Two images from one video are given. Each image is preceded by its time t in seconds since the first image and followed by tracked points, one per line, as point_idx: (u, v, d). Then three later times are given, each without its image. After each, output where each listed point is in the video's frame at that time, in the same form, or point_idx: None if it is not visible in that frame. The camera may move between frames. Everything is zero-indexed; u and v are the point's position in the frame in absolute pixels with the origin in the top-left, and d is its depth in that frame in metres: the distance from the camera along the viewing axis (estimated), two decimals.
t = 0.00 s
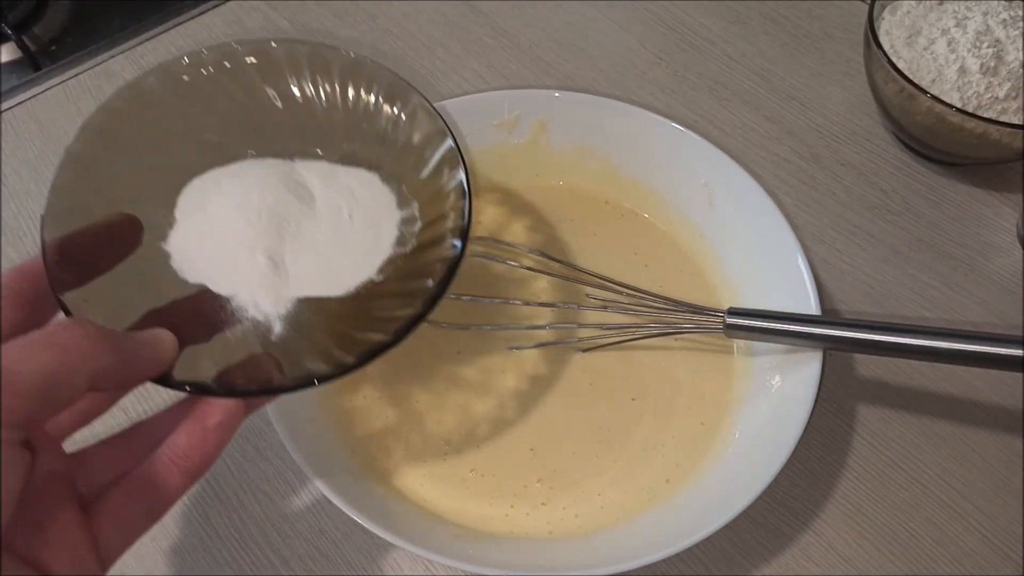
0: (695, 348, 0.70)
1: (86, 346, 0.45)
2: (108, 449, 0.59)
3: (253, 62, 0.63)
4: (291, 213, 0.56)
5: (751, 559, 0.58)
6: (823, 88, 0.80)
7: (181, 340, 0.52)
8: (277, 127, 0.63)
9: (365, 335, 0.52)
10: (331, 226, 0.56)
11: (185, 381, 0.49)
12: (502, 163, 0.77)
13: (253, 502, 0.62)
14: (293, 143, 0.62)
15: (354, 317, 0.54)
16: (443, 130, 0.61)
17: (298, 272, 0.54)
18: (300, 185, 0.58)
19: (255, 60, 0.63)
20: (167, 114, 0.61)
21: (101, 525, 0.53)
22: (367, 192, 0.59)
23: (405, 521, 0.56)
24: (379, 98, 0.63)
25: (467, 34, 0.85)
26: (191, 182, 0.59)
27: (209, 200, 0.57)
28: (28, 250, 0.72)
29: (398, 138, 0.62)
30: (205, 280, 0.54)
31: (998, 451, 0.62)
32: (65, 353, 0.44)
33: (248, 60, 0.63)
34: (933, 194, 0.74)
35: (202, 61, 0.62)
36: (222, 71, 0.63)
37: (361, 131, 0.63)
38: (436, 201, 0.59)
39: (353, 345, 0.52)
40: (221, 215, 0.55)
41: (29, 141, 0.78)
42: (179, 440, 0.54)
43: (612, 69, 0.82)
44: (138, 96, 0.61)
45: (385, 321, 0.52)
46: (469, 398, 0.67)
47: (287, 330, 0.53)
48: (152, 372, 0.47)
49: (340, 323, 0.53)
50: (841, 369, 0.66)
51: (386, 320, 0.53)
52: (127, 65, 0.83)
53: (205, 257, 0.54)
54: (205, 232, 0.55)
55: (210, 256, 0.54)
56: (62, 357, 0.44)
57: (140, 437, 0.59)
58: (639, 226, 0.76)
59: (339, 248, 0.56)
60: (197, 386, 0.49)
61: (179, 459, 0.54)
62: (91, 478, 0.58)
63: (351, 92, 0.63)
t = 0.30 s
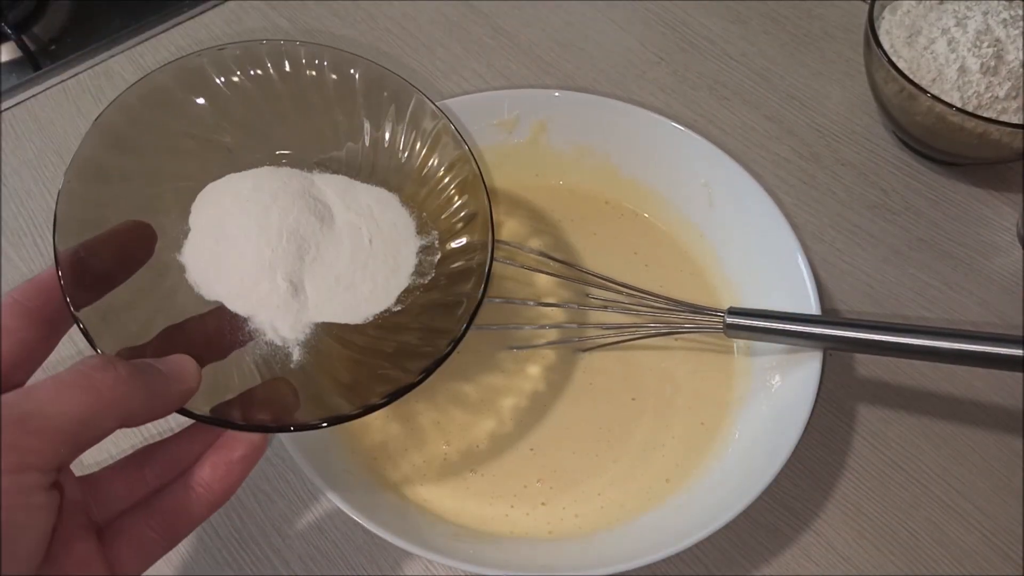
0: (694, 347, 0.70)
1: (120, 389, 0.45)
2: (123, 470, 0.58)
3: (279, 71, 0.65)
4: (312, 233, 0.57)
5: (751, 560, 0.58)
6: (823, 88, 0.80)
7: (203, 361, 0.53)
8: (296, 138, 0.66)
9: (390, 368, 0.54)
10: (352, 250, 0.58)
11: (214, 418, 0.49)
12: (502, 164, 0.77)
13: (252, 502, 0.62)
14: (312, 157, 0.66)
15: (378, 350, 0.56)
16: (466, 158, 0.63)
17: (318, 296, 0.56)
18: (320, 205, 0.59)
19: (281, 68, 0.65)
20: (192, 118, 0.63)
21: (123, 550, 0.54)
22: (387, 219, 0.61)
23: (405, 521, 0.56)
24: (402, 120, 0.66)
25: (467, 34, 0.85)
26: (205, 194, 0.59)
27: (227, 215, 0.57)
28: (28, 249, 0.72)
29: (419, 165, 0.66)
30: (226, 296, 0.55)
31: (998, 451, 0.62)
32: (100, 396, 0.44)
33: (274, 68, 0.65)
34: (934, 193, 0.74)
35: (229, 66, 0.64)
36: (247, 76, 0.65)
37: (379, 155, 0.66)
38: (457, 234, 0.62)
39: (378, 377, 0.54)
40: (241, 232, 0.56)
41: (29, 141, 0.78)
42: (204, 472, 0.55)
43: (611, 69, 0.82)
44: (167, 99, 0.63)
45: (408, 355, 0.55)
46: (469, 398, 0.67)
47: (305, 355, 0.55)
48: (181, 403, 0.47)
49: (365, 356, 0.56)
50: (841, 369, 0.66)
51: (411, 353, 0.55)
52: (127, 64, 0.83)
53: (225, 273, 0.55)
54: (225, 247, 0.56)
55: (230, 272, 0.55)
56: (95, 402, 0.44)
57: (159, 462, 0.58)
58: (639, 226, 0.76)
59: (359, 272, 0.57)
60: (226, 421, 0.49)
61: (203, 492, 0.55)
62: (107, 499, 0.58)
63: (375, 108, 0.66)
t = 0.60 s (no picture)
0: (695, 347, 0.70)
1: (121, 373, 0.45)
2: (126, 455, 0.57)
3: (297, 49, 0.64)
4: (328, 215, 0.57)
5: (750, 560, 0.58)
6: (823, 88, 0.80)
7: (214, 348, 0.53)
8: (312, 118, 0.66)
9: (403, 358, 0.54)
10: (368, 234, 0.57)
11: (220, 407, 0.48)
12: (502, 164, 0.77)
13: (252, 502, 0.62)
14: (328, 138, 0.65)
15: (389, 340, 0.56)
16: (489, 145, 0.63)
17: (331, 280, 0.56)
18: (337, 187, 0.59)
19: (300, 46, 0.64)
20: (207, 92, 0.62)
21: (124, 538, 0.54)
22: (403, 203, 0.60)
23: (404, 521, 0.56)
24: (423, 103, 0.65)
25: (467, 34, 0.85)
26: (218, 173, 0.59)
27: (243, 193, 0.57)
28: (28, 249, 0.72)
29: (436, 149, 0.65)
30: (236, 274, 0.55)
31: (999, 451, 0.62)
32: (101, 381, 0.44)
33: (291, 45, 0.64)
34: (934, 193, 0.74)
35: (245, 42, 0.63)
36: (264, 53, 0.64)
37: (396, 136, 0.66)
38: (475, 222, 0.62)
39: (391, 368, 0.54)
40: (256, 211, 0.56)
41: (29, 141, 0.78)
42: (210, 461, 0.55)
43: (612, 70, 0.82)
44: (180, 69, 0.61)
45: (422, 345, 0.55)
46: (468, 398, 0.67)
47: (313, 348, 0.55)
48: (189, 388, 0.47)
49: (377, 345, 0.55)
50: (841, 369, 0.66)
51: (425, 343, 0.55)
52: (127, 64, 0.83)
53: (240, 254, 0.55)
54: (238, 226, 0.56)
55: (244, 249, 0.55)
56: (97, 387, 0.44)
57: (163, 447, 0.57)
58: (639, 226, 0.76)
59: (374, 257, 0.57)
60: (232, 412, 0.48)
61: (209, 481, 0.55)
62: (108, 486, 0.57)
63: (394, 87, 0.65)
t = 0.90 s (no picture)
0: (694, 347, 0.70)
1: (142, 369, 0.44)
2: (142, 455, 0.57)
3: (318, 71, 0.64)
4: (340, 230, 0.57)
5: (750, 559, 0.58)
6: (823, 88, 0.80)
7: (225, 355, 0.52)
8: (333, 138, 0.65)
9: (411, 372, 0.53)
10: (380, 249, 0.57)
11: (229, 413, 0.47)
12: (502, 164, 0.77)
13: (253, 502, 0.62)
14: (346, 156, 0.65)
15: (398, 351, 0.55)
16: (501, 161, 0.61)
17: (343, 292, 0.55)
18: (350, 203, 0.59)
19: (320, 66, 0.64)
20: (227, 110, 0.62)
21: (132, 537, 0.54)
22: (417, 219, 0.60)
23: (404, 521, 0.56)
24: (438, 122, 0.65)
25: (467, 34, 0.85)
26: (238, 185, 0.59)
27: (256, 208, 0.56)
28: (28, 249, 0.72)
29: (449, 166, 0.64)
30: (248, 288, 0.55)
31: (999, 452, 0.62)
32: (124, 376, 0.44)
33: (311, 64, 0.64)
34: (933, 193, 0.74)
35: (267, 64, 0.63)
36: (286, 74, 0.64)
37: (413, 154, 0.65)
38: (485, 237, 0.61)
39: (399, 382, 0.52)
40: (270, 225, 0.56)
41: (29, 141, 0.78)
42: (219, 468, 0.54)
43: (612, 70, 0.82)
44: (205, 90, 0.61)
45: (431, 360, 0.53)
46: (468, 398, 0.67)
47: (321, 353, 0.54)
48: (200, 394, 0.46)
49: (386, 356, 0.55)
50: (841, 369, 0.66)
51: (433, 358, 0.54)
52: (127, 64, 0.83)
53: (253, 264, 0.54)
54: (250, 239, 0.55)
55: (256, 265, 0.54)
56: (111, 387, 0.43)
57: (172, 450, 0.57)
58: (639, 226, 0.76)
59: (385, 272, 0.56)
60: (243, 417, 0.47)
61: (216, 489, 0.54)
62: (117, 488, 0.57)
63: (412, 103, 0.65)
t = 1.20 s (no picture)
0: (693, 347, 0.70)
1: (156, 342, 0.43)
2: (133, 433, 0.57)
3: (341, 70, 0.64)
4: (347, 235, 0.56)
5: (750, 559, 0.58)
6: (823, 88, 0.80)
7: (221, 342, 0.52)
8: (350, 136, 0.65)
9: (403, 382, 0.53)
10: (384, 258, 0.56)
11: (219, 403, 0.48)
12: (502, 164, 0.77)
13: (253, 502, 0.62)
14: (357, 155, 0.64)
15: (391, 359, 0.55)
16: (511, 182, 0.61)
17: (341, 295, 0.55)
18: (358, 206, 0.58)
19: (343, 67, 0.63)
20: (246, 102, 0.62)
21: (111, 520, 0.54)
22: (422, 229, 0.59)
23: (405, 521, 0.56)
24: (451, 129, 0.64)
25: (467, 34, 0.85)
26: (251, 177, 0.58)
27: (264, 204, 0.56)
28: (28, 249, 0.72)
29: (463, 170, 0.64)
30: (249, 280, 0.54)
31: (999, 452, 0.62)
32: (139, 348, 0.43)
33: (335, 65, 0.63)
34: (934, 194, 0.74)
35: (292, 60, 0.63)
36: (310, 71, 0.63)
37: (426, 153, 0.65)
38: (489, 254, 0.60)
39: (390, 388, 0.52)
40: (275, 224, 0.55)
41: (28, 142, 0.78)
42: (200, 460, 0.54)
43: (612, 71, 0.82)
44: (227, 81, 0.61)
45: (423, 372, 0.54)
46: (469, 399, 0.67)
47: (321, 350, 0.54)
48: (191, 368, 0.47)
49: (379, 362, 0.55)
50: (841, 370, 0.66)
51: (425, 371, 0.54)
52: (127, 64, 0.83)
53: (256, 258, 0.54)
54: (256, 232, 0.55)
55: (259, 261, 0.54)
56: (129, 362, 0.42)
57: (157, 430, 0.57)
58: (639, 226, 0.76)
59: (384, 277, 0.56)
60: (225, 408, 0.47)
61: (196, 479, 0.55)
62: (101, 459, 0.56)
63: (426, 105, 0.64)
